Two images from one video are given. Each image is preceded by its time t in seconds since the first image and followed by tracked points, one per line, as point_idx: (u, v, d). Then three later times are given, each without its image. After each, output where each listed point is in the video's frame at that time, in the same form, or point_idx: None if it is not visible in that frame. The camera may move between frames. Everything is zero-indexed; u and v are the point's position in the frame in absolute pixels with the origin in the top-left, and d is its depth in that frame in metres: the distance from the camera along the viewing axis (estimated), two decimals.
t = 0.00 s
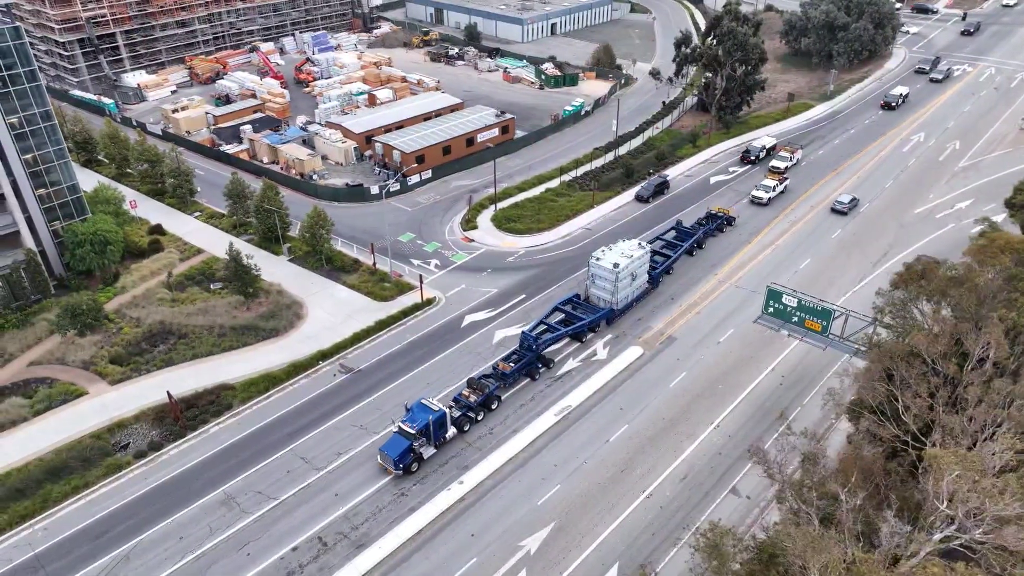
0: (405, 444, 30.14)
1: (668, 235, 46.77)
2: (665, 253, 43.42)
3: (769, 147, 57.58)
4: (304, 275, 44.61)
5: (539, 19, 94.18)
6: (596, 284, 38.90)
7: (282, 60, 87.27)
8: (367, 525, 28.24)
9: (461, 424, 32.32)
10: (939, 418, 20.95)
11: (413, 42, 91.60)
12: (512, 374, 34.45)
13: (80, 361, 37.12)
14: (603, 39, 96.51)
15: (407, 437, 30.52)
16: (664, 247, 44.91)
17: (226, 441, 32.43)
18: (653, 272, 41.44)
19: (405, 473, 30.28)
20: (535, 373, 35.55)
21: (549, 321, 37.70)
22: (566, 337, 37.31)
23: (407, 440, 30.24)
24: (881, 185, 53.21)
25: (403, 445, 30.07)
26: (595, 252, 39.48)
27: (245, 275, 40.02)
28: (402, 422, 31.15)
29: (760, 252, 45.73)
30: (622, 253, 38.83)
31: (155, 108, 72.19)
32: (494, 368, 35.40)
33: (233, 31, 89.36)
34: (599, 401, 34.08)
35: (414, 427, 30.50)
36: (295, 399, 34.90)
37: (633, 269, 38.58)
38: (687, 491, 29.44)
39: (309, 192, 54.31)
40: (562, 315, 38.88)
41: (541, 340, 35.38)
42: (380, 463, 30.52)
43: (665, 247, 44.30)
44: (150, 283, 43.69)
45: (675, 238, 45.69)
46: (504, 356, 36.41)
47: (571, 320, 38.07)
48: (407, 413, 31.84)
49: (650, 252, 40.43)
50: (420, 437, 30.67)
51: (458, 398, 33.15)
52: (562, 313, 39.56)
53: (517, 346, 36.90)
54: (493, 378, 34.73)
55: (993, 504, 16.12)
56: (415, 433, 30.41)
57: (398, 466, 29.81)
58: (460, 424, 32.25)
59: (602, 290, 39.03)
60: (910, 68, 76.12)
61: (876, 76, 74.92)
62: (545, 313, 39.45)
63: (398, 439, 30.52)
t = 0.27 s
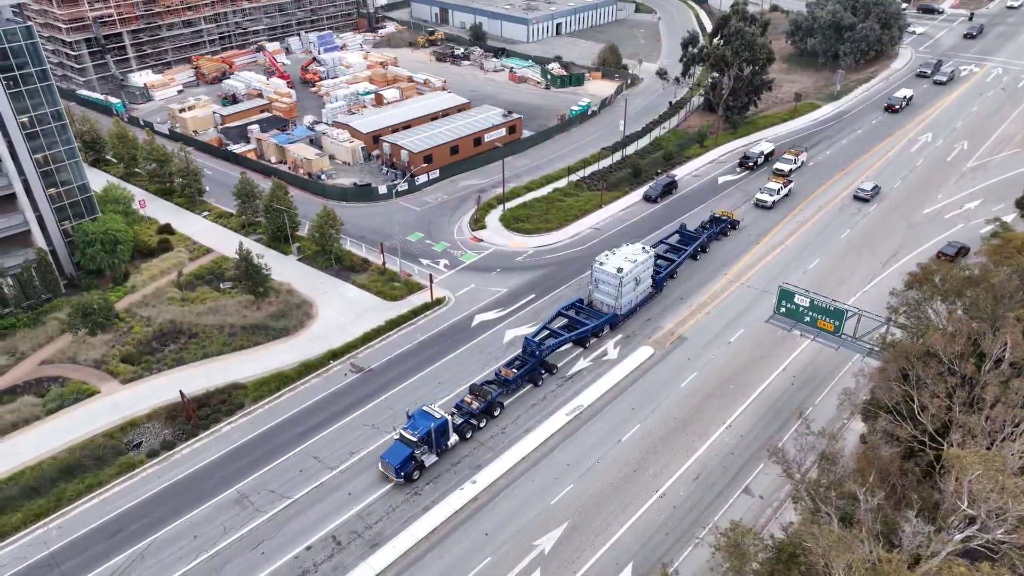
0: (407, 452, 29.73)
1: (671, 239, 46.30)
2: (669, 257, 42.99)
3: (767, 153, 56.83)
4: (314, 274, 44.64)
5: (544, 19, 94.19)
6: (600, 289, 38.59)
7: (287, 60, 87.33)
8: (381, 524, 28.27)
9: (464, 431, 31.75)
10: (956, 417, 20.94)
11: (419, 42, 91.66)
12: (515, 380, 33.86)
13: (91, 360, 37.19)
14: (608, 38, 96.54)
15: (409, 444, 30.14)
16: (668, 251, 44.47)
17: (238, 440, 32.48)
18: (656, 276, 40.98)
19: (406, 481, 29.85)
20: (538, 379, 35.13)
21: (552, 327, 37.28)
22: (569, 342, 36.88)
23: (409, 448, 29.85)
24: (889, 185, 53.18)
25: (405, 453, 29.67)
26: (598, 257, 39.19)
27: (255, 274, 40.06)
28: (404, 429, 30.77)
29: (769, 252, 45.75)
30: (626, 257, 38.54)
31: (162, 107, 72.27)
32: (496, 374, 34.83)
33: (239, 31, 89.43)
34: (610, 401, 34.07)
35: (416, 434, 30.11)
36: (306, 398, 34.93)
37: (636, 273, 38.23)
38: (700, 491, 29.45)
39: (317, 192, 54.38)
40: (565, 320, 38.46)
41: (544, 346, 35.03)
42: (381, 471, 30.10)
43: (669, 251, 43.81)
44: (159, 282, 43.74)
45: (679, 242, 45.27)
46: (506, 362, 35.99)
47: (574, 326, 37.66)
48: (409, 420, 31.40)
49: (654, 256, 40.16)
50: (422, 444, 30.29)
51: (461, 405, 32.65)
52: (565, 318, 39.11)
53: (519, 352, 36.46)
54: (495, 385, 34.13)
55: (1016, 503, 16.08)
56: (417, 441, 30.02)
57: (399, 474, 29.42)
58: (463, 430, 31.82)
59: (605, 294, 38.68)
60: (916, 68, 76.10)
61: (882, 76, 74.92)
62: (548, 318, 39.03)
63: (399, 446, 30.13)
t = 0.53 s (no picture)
0: (408, 460, 29.31)
1: (675, 243, 45.82)
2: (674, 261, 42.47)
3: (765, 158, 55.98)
4: (324, 274, 44.69)
5: (550, 18, 94.19)
6: (604, 294, 38.24)
7: (293, 60, 87.37)
8: (395, 524, 28.29)
9: (466, 438, 31.38)
10: (975, 417, 20.96)
11: (424, 42, 91.73)
12: (518, 388, 33.54)
13: (103, 360, 37.27)
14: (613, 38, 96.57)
15: (410, 452, 29.67)
16: (672, 254, 44.00)
17: (251, 439, 32.54)
18: (661, 281, 40.61)
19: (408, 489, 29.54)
20: (542, 385, 34.71)
21: (556, 332, 36.82)
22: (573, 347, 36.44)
23: (411, 457, 29.40)
24: (898, 185, 53.13)
25: (406, 462, 29.26)
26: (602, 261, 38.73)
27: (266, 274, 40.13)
28: (406, 436, 30.30)
29: (779, 252, 45.73)
30: (630, 261, 38.02)
31: (169, 107, 72.35)
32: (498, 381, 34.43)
33: (245, 31, 89.49)
34: (622, 401, 34.10)
35: (418, 442, 29.61)
36: (318, 397, 34.98)
37: (640, 277, 37.81)
38: (714, 491, 29.46)
39: (326, 192, 54.45)
40: (569, 325, 38.00)
41: (548, 351, 34.56)
42: (383, 478, 29.82)
43: (673, 255, 43.31)
44: (169, 281, 43.80)
45: (683, 245, 44.84)
46: (509, 368, 35.53)
47: (578, 331, 37.26)
48: (411, 427, 30.92)
49: (658, 260, 39.60)
50: (424, 452, 29.80)
51: (463, 412, 32.26)
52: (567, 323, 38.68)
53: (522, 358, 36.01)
54: (498, 392, 33.72)
55: None
56: (419, 449, 29.55)
57: (401, 483, 29.14)
58: (465, 438, 31.41)
59: (609, 299, 38.28)
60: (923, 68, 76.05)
61: (889, 76, 74.90)
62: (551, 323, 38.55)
63: (401, 454, 29.70)
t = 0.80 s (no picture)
0: (411, 468, 28.94)
1: (679, 247, 45.23)
2: (678, 265, 42.02)
3: (763, 165, 55.12)
4: (334, 274, 44.72)
5: (555, 19, 94.22)
6: (608, 299, 37.75)
7: (299, 60, 87.43)
8: (410, 523, 28.34)
9: (469, 446, 31.01)
10: (995, 416, 20.95)
11: (430, 42, 91.80)
12: (521, 394, 33.09)
13: (115, 359, 37.32)
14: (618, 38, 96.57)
15: (413, 460, 29.34)
16: (676, 258, 43.54)
17: (264, 439, 32.57)
18: (665, 285, 40.09)
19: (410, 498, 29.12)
20: (545, 392, 34.30)
21: (559, 337, 36.40)
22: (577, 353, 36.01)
23: (413, 464, 29.05)
24: (906, 185, 53.10)
25: (409, 470, 28.92)
26: (606, 266, 38.28)
27: (277, 273, 40.17)
28: (408, 444, 29.96)
29: (788, 252, 45.72)
30: (634, 266, 37.65)
31: (176, 107, 72.41)
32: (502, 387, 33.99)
33: (250, 31, 89.55)
34: (634, 401, 34.09)
35: (421, 450, 29.26)
36: (331, 397, 35.02)
37: (644, 282, 37.40)
38: (728, 491, 29.47)
39: (334, 191, 54.50)
40: (572, 330, 37.58)
41: (551, 357, 34.10)
42: (385, 486, 29.41)
43: (677, 259, 42.86)
44: (180, 281, 43.85)
45: (688, 249, 44.38)
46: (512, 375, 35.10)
47: (582, 337, 36.81)
48: (413, 435, 30.58)
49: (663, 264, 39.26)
50: (426, 460, 29.44)
51: (466, 419, 31.86)
52: (571, 329, 38.19)
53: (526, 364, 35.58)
54: (501, 399, 33.26)
55: None
56: (422, 457, 29.19)
57: (403, 491, 28.71)
58: (467, 445, 31.04)
59: (613, 304, 37.83)
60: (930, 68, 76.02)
61: (895, 76, 74.87)
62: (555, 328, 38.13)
63: (403, 462, 29.34)
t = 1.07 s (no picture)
0: (413, 476, 28.56)
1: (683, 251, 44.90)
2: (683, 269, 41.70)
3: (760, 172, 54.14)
4: (343, 274, 44.73)
5: (560, 19, 94.22)
6: (612, 303, 37.31)
7: (304, 60, 87.48)
8: (424, 523, 28.37)
9: (472, 453, 30.64)
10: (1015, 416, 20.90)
11: (435, 41, 91.84)
12: (525, 401, 32.77)
13: (127, 359, 37.35)
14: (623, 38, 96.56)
15: (415, 469, 28.97)
16: (681, 262, 43.18)
17: (277, 438, 32.60)
18: (670, 290, 39.70)
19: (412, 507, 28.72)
20: (549, 399, 33.94)
21: (563, 343, 36.07)
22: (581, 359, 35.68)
23: (415, 473, 28.68)
24: (914, 185, 53.08)
25: (410, 478, 28.54)
26: (610, 270, 37.91)
27: (287, 273, 40.19)
28: (411, 452, 29.60)
29: (798, 252, 45.72)
30: (639, 271, 37.26)
31: (182, 106, 72.45)
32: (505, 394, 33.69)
33: (256, 31, 89.58)
34: (646, 401, 34.08)
35: (423, 458, 28.90)
36: (343, 396, 35.05)
37: (649, 287, 37.02)
38: (742, 490, 29.47)
39: (342, 191, 54.53)
40: (576, 336, 37.23)
41: (555, 363, 33.77)
42: (387, 495, 29.03)
43: (681, 263, 42.48)
44: (189, 281, 43.88)
45: (692, 253, 44.04)
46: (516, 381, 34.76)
47: (586, 342, 36.47)
48: (415, 442, 30.24)
49: (667, 268, 38.84)
50: (429, 468, 29.07)
51: (469, 426, 31.44)
52: (575, 334, 37.87)
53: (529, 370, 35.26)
54: (505, 405, 32.99)
55: None
56: (424, 465, 28.82)
57: (405, 500, 28.33)
58: (470, 453, 30.65)
59: (617, 309, 37.45)
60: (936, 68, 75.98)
61: (902, 77, 74.87)
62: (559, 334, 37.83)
63: (405, 470, 28.98)
